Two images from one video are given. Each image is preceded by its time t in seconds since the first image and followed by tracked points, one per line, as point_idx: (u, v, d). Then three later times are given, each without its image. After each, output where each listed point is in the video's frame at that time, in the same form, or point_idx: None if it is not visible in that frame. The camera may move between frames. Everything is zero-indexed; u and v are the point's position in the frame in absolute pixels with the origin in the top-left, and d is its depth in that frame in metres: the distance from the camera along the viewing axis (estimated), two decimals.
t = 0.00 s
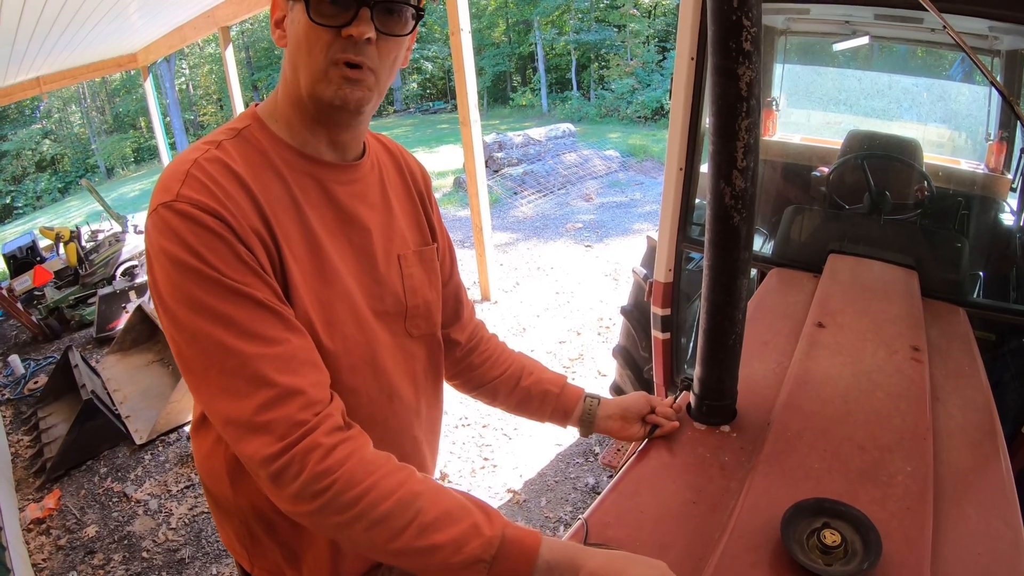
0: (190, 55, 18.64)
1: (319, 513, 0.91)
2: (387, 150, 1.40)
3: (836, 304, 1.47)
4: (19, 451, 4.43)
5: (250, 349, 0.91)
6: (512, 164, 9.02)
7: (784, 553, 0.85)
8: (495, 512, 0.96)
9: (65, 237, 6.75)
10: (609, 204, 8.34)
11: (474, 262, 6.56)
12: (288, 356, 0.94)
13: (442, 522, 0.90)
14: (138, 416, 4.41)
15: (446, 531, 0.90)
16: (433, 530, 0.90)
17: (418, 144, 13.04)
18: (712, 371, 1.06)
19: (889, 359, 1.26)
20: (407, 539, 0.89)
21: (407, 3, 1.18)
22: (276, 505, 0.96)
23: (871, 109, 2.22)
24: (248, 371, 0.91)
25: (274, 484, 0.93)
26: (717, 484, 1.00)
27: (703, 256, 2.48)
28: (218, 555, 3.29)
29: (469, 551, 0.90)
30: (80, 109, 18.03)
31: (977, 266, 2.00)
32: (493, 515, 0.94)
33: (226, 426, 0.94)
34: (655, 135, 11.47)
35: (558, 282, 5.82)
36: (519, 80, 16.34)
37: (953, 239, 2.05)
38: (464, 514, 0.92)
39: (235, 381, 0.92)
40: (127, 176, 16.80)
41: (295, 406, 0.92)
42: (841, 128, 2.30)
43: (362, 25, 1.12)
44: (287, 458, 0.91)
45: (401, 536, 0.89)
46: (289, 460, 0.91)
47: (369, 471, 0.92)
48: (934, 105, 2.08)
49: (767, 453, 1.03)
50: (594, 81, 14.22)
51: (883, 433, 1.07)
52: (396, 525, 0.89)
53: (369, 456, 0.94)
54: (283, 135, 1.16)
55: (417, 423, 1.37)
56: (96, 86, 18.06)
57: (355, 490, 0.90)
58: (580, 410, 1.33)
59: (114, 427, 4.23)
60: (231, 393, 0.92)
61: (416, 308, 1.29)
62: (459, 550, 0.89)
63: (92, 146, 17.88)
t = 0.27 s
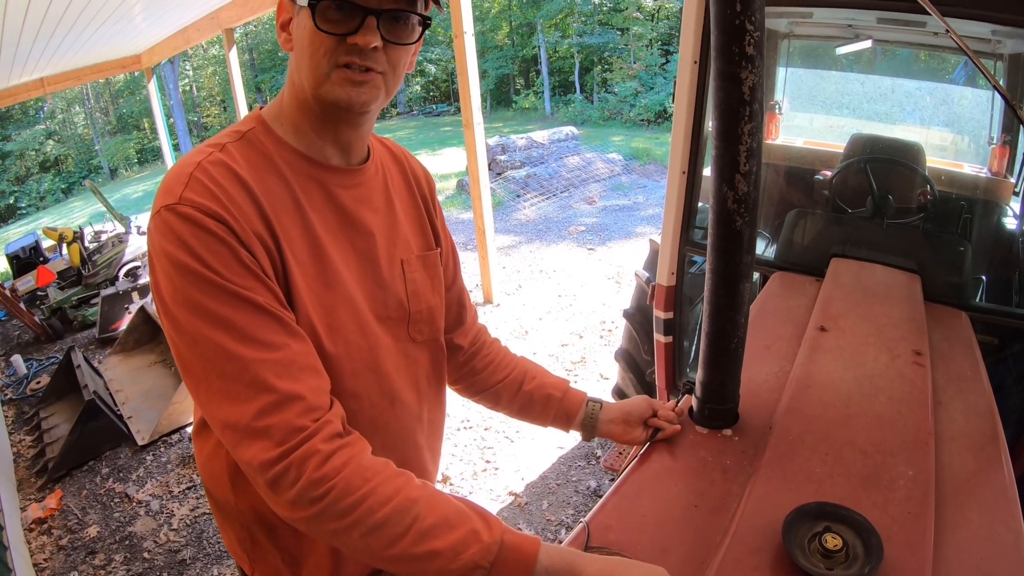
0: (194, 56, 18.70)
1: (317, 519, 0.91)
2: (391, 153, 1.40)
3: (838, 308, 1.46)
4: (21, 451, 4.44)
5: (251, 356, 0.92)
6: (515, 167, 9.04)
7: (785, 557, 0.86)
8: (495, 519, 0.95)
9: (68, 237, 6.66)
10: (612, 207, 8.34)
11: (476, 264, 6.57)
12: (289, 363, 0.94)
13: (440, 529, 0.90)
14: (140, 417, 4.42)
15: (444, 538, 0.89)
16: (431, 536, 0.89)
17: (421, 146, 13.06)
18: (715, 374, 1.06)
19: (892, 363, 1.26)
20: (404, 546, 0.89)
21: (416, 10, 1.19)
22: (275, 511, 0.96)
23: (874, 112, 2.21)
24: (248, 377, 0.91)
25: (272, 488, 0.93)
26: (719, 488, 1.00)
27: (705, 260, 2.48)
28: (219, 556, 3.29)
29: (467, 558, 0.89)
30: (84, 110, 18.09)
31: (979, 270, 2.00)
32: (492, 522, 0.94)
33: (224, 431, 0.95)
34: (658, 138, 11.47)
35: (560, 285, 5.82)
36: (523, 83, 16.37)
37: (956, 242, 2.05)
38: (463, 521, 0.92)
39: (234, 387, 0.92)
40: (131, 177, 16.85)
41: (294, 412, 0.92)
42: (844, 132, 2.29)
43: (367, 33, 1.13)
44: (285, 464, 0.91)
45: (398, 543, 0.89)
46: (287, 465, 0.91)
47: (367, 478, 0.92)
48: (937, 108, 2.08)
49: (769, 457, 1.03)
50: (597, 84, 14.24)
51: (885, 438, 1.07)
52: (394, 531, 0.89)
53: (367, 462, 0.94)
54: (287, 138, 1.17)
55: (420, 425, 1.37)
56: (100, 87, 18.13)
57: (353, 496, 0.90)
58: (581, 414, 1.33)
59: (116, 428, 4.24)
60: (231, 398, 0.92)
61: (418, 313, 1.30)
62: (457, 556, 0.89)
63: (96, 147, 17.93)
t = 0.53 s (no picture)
0: (197, 59, 18.75)
1: (299, 530, 0.94)
2: (393, 157, 1.41)
3: (840, 312, 1.46)
4: (23, 452, 4.45)
5: (244, 371, 0.93)
6: (517, 170, 9.05)
7: (785, 560, 0.86)
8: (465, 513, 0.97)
9: (71, 238, 6.69)
10: (614, 210, 8.35)
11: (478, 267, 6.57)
12: (282, 380, 0.96)
13: (412, 529, 0.92)
14: (142, 418, 4.43)
15: (416, 538, 0.91)
16: (404, 536, 0.92)
17: (423, 149, 13.07)
18: (715, 378, 1.07)
19: (893, 367, 1.26)
20: (378, 549, 0.91)
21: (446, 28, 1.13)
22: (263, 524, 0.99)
23: (876, 116, 2.21)
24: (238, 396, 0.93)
25: (256, 504, 0.95)
26: (720, 491, 1.01)
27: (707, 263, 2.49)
28: (219, 558, 3.30)
29: (439, 557, 0.91)
30: (87, 112, 18.13)
31: (981, 274, 2.00)
32: (461, 517, 0.96)
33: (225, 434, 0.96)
34: (660, 141, 11.49)
35: (562, 288, 5.83)
36: (525, 86, 16.40)
37: (957, 247, 2.04)
38: (433, 518, 0.94)
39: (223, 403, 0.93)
40: (133, 179, 16.88)
41: (279, 430, 0.94)
42: (846, 136, 2.29)
43: (404, 67, 1.08)
44: (267, 480, 0.93)
45: (372, 547, 0.92)
46: (268, 481, 0.93)
47: (340, 484, 0.94)
48: (939, 112, 2.08)
49: (770, 461, 1.03)
50: (599, 87, 14.26)
51: (885, 442, 1.07)
52: (368, 534, 0.92)
53: (341, 467, 0.96)
54: (291, 143, 1.17)
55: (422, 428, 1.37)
56: (103, 89, 18.17)
57: (329, 504, 0.92)
58: (583, 417, 1.33)
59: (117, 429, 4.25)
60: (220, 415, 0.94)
61: (421, 315, 1.31)
62: (430, 554, 0.91)
63: (99, 149, 17.97)
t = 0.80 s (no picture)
0: (200, 61, 18.79)
1: (243, 542, 1.00)
2: (400, 163, 1.42)
3: (842, 315, 1.46)
4: (24, 453, 4.46)
5: (205, 401, 0.96)
6: (518, 173, 9.06)
7: (788, 561, 0.86)
8: (391, 518, 1.04)
9: (73, 241, 6.75)
10: (615, 213, 8.36)
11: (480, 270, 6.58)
12: (243, 411, 0.99)
13: (341, 537, 0.99)
14: (144, 420, 4.44)
15: (343, 547, 0.98)
16: (334, 544, 0.98)
17: (424, 152, 13.09)
18: (718, 382, 1.07)
19: (894, 370, 1.26)
20: (311, 557, 0.99)
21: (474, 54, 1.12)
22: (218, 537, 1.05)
23: (878, 119, 2.22)
24: (200, 425, 0.97)
25: (207, 519, 1.01)
26: (722, 494, 1.01)
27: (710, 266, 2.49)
28: (220, 560, 3.30)
29: (364, 562, 0.98)
30: (90, 114, 18.16)
31: (983, 276, 2.01)
32: (387, 522, 1.03)
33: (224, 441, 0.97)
34: (661, 144, 11.52)
35: (564, 291, 5.83)
36: (527, 89, 16.44)
37: (959, 250, 2.04)
38: (359, 526, 1.01)
39: (189, 424, 0.97)
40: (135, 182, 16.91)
41: (228, 460, 0.97)
42: (847, 139, 2.29)
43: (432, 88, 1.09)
44: (217, 499, 0.98)
45: (306, 555, 0.99)
46: (216, 502, 0.98)
47: (278, 497, 0.99)
48: (940, 115, 2.09)
49: (772, 463, 1.03)
50: (601, 91, 14.29)
51: (888, 444, 1.07)
52: (301, 544, 0.98)
53: (279, 479, 1.01)
54: (297, 152, 1.18)
55: (424, 430, 1.37)
56: (105, 92, 18.21)
57: (269, 519, 0.98)
58: (586, 420, 1.34)
59: (119, 431, 4.26)
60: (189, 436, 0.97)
61: (426, 322, 1.33)
62: (356, 560, 0.98)
63: (101, 151, 17.99)
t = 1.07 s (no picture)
0: (201, 63, 18.83)
1: (259, 555, 1.00)
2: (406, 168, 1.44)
3: (844, 313, 1.46)
4: (29, 457, 4.47)
5: (215, 416, 0.97)
6: (520, 173, 9.06)
7: (793, 559, 0.87)
8: (406, 522, 1.05)
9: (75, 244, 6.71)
10: (617, 212, 8.37)
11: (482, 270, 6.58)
12: (254, 427, 1.00)
13: (359, 543, 1.00)
14: (147, 422, 4.45)
15: (362, 552, 0.99)
16: (353, 550, 0.99)
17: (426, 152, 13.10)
18: (722, 380, 1.08)
19: (897, 367, 1.26)
20: (331, 565, 0.99)
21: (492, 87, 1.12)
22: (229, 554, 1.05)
23: (880, 117, 2.22)
24: (206, 442, 0.97)
25: (221, 535, 1.01)
26: (726, 492, 1.02)
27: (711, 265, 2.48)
28: (225, 562, 3.31)
29: (384, 567, 0.99)
30: (91, 117, 18.19)
31: (985, 274, 2.01)
32: (403, 526, 1.03)
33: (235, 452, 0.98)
34: (663, 143, 11.52)
35: (566, 291, 5.83)
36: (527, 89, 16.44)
37: (962, 246, 2.05)
38: (377, 532, 1.01)
39: (199, 439, 0.97)
40: (138, 184, 16.94)
41: (240, 473, 0.98)
42: (849, 137, 2.30)
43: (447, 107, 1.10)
44: (230, 512, 0.98)
45: (326, 563, 0.99)
46: (232, 515, 0.98)
47: (293, 508, 1.00)
48: (941, 112, 2.09)
49: (776, 461, 1.04)
50: (602, 90, 14.29)
51: (891, 441, 1.08)
52: (321, 552, 0.99)
53: (291, 489, 1.02)
54: (304, 162, 1.18)
55: (428, 431, 1.38)
56: (106, 95, 18.24)
57: (286, 529, 0.98)
58: (590, 420, 1.34)
59: (123, 434, 4.27)
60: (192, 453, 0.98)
61: (432, 330, 1.34)
62: (376, 565, 0.99)
63: (103, 155, 18.01)
